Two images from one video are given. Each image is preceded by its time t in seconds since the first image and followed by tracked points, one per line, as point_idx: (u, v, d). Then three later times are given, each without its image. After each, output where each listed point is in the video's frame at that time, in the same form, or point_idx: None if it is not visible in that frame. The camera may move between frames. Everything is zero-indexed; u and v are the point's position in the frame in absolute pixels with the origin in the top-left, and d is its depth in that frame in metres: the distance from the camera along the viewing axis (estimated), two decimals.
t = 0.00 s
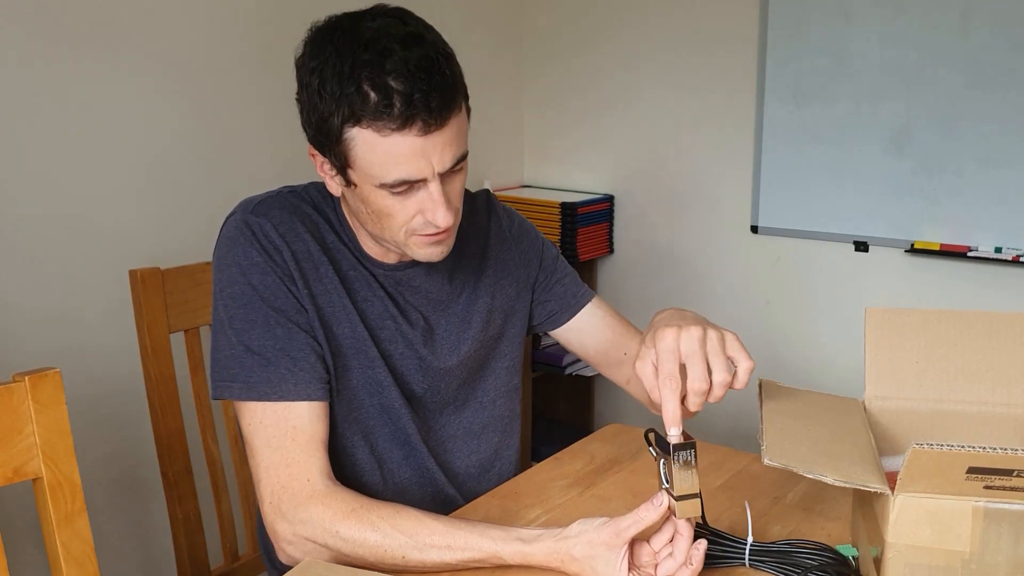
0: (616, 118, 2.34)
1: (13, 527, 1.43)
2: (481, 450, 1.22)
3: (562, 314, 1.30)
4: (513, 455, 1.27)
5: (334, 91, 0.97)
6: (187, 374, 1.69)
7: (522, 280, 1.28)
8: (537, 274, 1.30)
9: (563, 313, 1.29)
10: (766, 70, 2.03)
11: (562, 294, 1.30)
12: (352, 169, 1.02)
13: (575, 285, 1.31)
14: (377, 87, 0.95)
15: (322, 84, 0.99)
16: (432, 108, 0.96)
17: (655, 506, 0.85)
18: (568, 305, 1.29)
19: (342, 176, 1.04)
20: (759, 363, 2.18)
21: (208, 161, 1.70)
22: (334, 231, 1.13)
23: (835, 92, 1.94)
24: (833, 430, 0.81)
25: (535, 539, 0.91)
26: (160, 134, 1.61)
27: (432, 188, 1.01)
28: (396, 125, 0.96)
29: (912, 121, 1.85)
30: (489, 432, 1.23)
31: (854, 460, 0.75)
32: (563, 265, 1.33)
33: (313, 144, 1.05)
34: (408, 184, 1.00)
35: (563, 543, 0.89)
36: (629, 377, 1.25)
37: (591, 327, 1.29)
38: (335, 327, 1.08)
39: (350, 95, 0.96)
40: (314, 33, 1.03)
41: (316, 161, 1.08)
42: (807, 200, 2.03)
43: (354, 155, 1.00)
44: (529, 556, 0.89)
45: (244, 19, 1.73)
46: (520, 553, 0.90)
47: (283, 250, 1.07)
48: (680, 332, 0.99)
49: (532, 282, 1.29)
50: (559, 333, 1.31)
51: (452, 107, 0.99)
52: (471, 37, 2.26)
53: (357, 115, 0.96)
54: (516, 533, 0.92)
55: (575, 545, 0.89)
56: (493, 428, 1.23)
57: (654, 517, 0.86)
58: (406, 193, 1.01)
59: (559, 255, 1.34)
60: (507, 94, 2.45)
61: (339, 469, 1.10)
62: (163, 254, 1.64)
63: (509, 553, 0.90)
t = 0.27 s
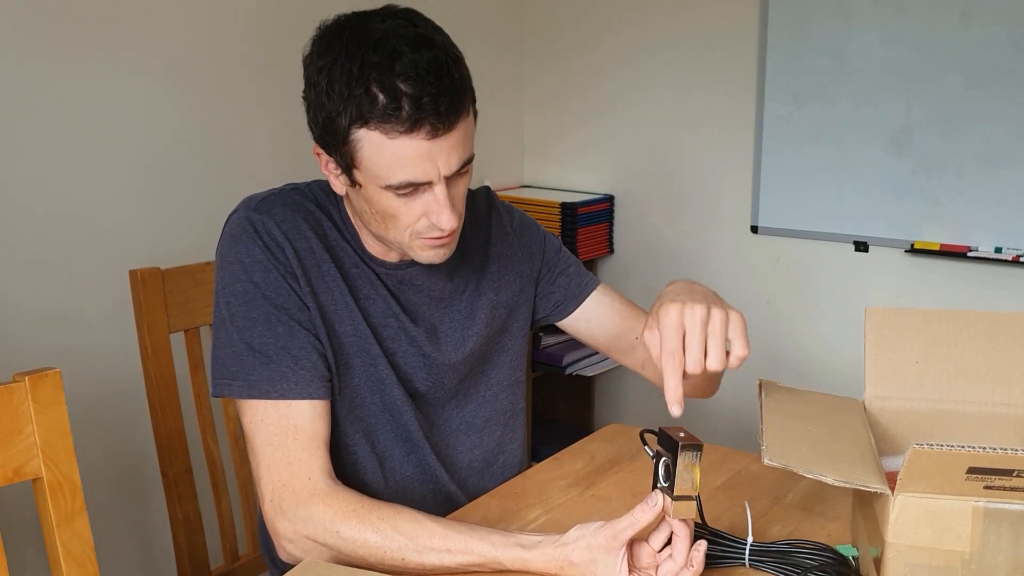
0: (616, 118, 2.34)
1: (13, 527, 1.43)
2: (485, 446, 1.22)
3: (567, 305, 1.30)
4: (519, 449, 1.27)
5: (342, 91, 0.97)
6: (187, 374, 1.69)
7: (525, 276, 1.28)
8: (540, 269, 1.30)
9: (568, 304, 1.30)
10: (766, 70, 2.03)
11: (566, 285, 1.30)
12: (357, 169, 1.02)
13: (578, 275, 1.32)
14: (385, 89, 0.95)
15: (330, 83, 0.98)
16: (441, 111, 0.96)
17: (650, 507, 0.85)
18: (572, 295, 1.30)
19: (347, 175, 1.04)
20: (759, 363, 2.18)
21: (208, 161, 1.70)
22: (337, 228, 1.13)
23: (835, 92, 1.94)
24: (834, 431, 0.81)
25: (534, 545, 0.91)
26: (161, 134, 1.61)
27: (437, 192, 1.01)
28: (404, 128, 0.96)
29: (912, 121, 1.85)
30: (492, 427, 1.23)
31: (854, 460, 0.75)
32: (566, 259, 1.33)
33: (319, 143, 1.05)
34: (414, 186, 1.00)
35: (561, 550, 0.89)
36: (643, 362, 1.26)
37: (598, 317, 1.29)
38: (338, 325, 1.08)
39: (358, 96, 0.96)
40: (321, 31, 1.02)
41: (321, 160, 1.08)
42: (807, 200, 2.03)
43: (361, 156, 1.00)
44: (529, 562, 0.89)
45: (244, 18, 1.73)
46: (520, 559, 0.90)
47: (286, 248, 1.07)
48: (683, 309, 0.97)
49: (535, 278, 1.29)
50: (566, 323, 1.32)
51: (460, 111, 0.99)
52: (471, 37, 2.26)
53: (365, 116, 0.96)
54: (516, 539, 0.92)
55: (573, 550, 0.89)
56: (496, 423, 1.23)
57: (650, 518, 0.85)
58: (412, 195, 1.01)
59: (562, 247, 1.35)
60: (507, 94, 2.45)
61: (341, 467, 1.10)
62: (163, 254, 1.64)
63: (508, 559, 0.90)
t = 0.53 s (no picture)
0: (616, 118, 2.34)
1: (13, 527, 1.43)
2: (489, 440, 1.22)
3: (563, 297, 1.31)
4: (523, 443, 1.27)
5: (350, 95, 0.97)
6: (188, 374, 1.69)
7: (521, 272, 1.28)
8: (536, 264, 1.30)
9: (563, 295, 1.31)
10: (766, 70, 2.03)
11: (561, 279, 1.31)
12: (362, 173, 1.01)
13: (573, 269, 1.32)
14: (395, 96, 0.95)
15: (338, 87, 0.98)
16: (450, 119, 0.96)
17: (656, 505, 0.85)
18: (567, 288, 1.31)
19: (350, 177, 1.04)
20: (759, 363, 2.18)
21: (208, 161, 1.70)
22: (336, 227, 1.13)
23: (835, 92, 1.94)
24: (834, 431, 0.81)
25: (537, 545, 0.91)
26: (160, 134, 1.61)
27: (441, 198, 1.01)
28: (412, 135, 0.96)
29: (912, 121, 1.85)
30: (494, 422, 1.23)
31: (854, 460, 0.75)
32: (563, 252, 1.33)
33: (322, 144, 1.04)
34: (419, 192, 1.00)
35: (564, 549, 0.89)
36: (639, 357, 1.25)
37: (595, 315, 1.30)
38: (339, 324, 1.08)
39: (367, 101, 0.96)
40: (330, 33, 1.01)
41: (323, 160, 1.08)
42: (807, 200, 2.03)
43: (366, 160, 0.99)
44: (531, 562, 0.89)
45: (244, 18, 1.73)
46: (523, 559, 0.90)
47: (287, 247, 1.06)
48: (709, 374, 0.95)
49: (531, 272, 1.30)
50: (562, 314, 1.33)
51: (468, 119, 0.99)
52: (471, 37, 2.26)
53: (373, 122, 0.96)
54: (518, 539, 0.92)
55: (576, 549, 0.89)
56: (498, 418, 1.23)
57: (655, 517, 0.85)
58: (416, 201, 1.01)
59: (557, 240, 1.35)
60: (507, 94, 2.45)
61: (344, 465, 1.10)
62: (163, 255, 1.64)
63: (511, 559, 0.90)
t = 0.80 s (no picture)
0: (616, 117, 2.34)
1: (14, 527, 1.43)
2: (483, 447, 1.22)
3: (555, 313, 1.31)
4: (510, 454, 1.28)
5: (347, 94, 0.96)
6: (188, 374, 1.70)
7: (520, 277, 1.29)
8: (535, 271, 1.31)
9: (556, 312, 1.31)
10: (766, 70, 2.03)
11: (556, 294, 1.31)
12: (357, 170, 1.01)
13: (568, 285, 1.33)
14: (390, 96, 0.94)
15: (335, 85, 0.98)
16: (444, 120, 0.96)
17: (662, 509, 0.85)
18: (561, 303, 1.31)
19: (348, 175, 1.04)
20: (759, 363, 2.18)
21: (208, 161, 1.71)
22: (338, 226, 1.13)
23: (835, 92, 1.94)
24: (835, 430, 0.81)
25: (537, 539, 0.91)
26: (161, 134, 1.61)
27: (436, 199, 1.01)
28: (407, 135, 0.95)
29: (912, 121, 1.85)
30: (490, 428, 1.23)
31: (853, 459, 0.75)
32: (558, 265, 1.33)
33: (321, 142, 1.05)
34: (413, 193, 1.00)
35: (564, 543, 0.89)
36: (618, 378, 1.28)
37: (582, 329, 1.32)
38: (341, 324, 1.08)
39: (362, 101, 0.95)
40: (332, 32, 1.01)
41: (323, 158, 1.08)
42: (807, 200, 2.03)
43: (362, 159, 0.99)
44: (531, 556, 0.90)
45: (244, 18, 1.73)
46: (523, 552, 0.90)
47: (290, 246, 1.07)
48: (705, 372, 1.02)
49: (530, 279, 1.30)
50: (553, 331, 1.33)
51: (464, 121, 0.98)
52: (471, 37, 2.26)
53: (368, 122, 0.95)
54: (517, 532, 0.92)
55: (576, 544, 0.89)
56: (494, 424, 1.24)
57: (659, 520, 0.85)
58: (410, 201, 1.02)
59: (554, 256, 1.35)
60: (507, 94, 2.45)
61: (342, 466, 1.10)
62: (163, 254, 1.65)
63: (510, 552, 0.90)
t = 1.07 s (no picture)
0: (617, 117, 2.34)
1: (14, 527, 1.43)
2: (482, 444, 1.22)
3: (560, 311, 1.30)
4: (512, 449, 1.27)
5: (334, 64, 0.98)
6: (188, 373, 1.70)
7: (523, 274, 1.28)
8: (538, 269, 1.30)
9: (561, 311, 1.29)
10: (766, 70, 2.03)
11: (560, 291, 1.30)
12: (352, 143, 1.02)
13: (574, 281, 1.31)
14: (376, 55, 0.96)
15: (324, 59, 1.00)
16: (431, 73, 0.97)
17: (656, 511, 0.84)
18: (565, 303, 1.29)
19: (343, 154, 1.04)
20: (759, 363, 2.18)
21: (208, 161, 1.71)
22: (341, 222, 1.14)
23: (835, 92, 1.94)
24: (835, 429, 0.81)
25: (539, 547, 0.91)
26: (160, 134, 1.61)
27: (432, 160, 1.01)
28: (395, 91, 0.96)
29: (912, 121, 1.85)
30: (492, 424, 1.23)
31: (854, 458, 0.75)
32: (562, 260, 1.33)
33: (316, 125, 1.06)
34: (409, 157, 1.00)
35: (565, 552, 0.89)
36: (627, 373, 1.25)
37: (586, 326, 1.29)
38: (343, 321, 1.08)
39: (349, 66, 0.97)
40: (316, 16, 1.04)
41: (319, 145, 1.09)
42: (807, 199, 2.03)
43: (355, 128, 1.00)
44: (532, 564, 0.90)
45: (244, 18, 1.73)
46: (523, 560, 0.90)
47: (292, 243, 1.07)
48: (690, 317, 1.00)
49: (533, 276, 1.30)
50: (557, 330, 1.31)
51: (451, 77, 1.00)
52: (471, 37, 2.26)
53: (357, 84, 0.97)
54: (519, 539, 0.92)
55: (578, 553, 0.89)
56: (495, 421, 1.24)
57: (656, 521, 0.85)
58: (407, 167, 1.02)
59: (558, 252, 1.34)
60: (507, 94, 2.45)
61: (344, 463, 1.10)
62: (163, 254, 1.65)
63: (511, 560, 0.90)
